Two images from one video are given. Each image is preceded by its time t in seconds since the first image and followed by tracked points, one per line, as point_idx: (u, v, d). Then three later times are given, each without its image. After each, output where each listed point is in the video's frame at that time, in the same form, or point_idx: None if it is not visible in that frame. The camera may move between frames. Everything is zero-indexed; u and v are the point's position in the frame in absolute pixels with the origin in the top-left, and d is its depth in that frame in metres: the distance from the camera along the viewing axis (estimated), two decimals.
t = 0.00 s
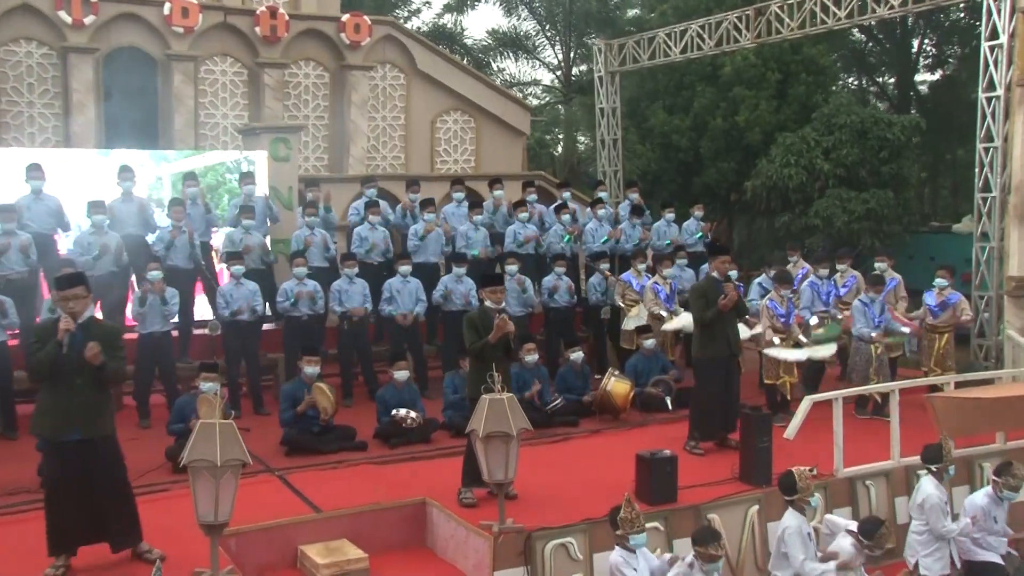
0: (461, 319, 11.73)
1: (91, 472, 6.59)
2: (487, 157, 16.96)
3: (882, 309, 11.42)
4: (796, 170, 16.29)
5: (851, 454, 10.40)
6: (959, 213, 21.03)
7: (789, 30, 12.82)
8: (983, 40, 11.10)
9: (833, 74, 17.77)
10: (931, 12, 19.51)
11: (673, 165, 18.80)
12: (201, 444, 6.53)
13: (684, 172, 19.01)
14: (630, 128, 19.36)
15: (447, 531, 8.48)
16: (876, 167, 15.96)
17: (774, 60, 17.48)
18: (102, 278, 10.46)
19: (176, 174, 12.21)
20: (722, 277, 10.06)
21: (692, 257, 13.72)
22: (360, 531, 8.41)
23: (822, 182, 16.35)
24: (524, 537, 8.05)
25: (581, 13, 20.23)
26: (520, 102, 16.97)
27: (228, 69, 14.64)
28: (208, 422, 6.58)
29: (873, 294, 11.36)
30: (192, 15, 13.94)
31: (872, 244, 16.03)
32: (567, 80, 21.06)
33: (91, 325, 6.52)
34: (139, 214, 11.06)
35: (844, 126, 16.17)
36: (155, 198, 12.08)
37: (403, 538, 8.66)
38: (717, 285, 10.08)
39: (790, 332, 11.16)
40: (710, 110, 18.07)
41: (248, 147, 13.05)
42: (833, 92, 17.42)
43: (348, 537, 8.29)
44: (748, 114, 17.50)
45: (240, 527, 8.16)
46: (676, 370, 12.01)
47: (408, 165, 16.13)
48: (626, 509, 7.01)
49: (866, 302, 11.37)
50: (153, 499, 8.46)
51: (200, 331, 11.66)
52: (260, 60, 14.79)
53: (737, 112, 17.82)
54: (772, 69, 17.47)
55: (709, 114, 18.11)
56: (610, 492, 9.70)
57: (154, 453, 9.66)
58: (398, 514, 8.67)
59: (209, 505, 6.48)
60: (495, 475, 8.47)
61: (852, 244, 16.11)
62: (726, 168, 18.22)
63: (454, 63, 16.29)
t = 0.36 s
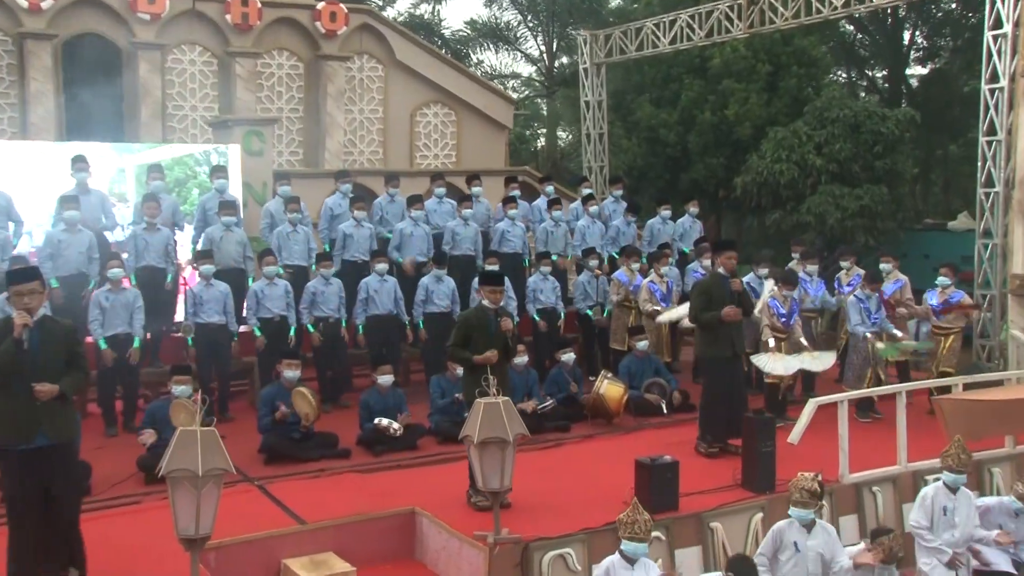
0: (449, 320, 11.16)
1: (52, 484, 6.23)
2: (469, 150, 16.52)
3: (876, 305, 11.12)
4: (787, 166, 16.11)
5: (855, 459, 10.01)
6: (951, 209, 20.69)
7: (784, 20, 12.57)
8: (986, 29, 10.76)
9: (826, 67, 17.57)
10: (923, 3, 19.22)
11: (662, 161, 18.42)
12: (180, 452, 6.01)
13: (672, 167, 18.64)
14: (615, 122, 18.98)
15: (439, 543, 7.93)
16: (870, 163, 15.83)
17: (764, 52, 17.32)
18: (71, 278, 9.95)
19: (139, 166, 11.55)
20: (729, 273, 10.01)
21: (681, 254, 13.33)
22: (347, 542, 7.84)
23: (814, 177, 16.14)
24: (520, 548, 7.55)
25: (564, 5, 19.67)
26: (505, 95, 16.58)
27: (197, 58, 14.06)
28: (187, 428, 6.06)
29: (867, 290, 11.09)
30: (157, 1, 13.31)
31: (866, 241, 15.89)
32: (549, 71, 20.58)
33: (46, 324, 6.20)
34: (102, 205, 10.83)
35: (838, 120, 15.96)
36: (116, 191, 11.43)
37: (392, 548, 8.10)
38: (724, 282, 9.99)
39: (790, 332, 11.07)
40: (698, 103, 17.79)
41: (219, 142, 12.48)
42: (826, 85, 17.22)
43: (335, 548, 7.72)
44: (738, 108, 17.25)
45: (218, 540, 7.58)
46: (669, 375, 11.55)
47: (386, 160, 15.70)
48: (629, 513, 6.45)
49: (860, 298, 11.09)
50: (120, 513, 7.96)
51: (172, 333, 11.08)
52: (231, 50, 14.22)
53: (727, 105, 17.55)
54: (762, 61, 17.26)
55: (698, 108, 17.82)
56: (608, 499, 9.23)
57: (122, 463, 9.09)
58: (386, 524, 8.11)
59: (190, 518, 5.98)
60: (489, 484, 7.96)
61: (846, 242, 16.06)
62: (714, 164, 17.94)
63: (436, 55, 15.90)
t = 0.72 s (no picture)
0: (433, 321, 10.66)
1: (10, 502, 5.68)
2: (447, 145, 16.04)
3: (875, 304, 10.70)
4: (777, 162, 15.98)
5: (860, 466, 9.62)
6: (940, 206, 20.34)
7: (774, 11, 12.46)
8: (985, 19, 10.48)
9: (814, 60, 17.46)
10: None
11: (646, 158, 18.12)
12: (158, 463, 5.54)
13: (657, 164, 18.45)
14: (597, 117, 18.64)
15: (430, 557, 7.38)
16: (861, 159, 15.66)
17: (753, 44, 17.16)
18: (30, 278, 9.29)
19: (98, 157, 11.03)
20: (725, 273, 9.63)
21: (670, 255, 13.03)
22: (333, 557, 7.30)
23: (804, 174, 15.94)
24: (516, 560, 7.06)
25: None
26: (484, 89, 16.10)
27: (163, 48, 13.49)
28: (167, 437, 5.60)
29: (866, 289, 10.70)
30: None
31: (859, 240, 15.74)
32: (531, 62, 19.90)
33: (9, 328, 5.69)
34: (64, 200, 10.17)
35: (828, 114, 15.85)
36: (73, 185, 10.86)
37: (379, 563, 7.56)
38: (721, 282, 9.57)
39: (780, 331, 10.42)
40: (684, 97, 17.56)
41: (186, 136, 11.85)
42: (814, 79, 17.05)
43: (319, 563, 7.18)
44: (725, 101, 17.06)
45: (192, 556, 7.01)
46: (660, 379, 11.16)
47: (361, 155, 15.14)
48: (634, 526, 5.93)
49: (859, 297, 10.69)
50: (85, 527, 7.40)
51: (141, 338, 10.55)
52: (197, 38, 13.62)
53: (713, 99, 17.34)
54: (751, 54, 17.13)
55: (683, 102, 17.61)
56: (603, 508, 8.78)
57: (86, 475, 8.49)
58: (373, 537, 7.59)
59: (168, 533, 5.50)
60: (483, 493, 7.43)
61: (837, 241, 15.85)
62: (701, 159, 17.71)
63: (414, 46, 15.40)
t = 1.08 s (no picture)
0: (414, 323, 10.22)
1: None
2: (421, 140, 15.53)
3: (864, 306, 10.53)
4: (763, 157, 15.85)
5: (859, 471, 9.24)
6: (926, 203, 20.19)
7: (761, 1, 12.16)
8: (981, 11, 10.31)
9: (798, 52, 17.26)
10: None
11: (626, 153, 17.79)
12: (132, 472, 5.04)
13: (638, 159, 18.14)
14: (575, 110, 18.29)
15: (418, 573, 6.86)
16: (849, 155, 15.56)
17: (737, 36, 16.91)
18: None
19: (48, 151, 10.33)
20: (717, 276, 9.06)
21: (653, 252, 12.64)
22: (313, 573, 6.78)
23: (791, 170, 15.87)
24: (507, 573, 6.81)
25: None
26: (460, 81, 15.58)
27: (124, 36, 12.86)
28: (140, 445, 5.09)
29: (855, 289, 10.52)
30: None
31: (848, 238, 15.66)
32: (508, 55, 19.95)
33: None
34: (22, 199, 9.54)
35: (815, 108, 15.72)
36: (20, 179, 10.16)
37: None
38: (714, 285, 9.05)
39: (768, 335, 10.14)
40: (666, 90, 17.28)
41: (149, 128, 11.17)
42: (799, 72, 16.93)
43: None
44: (709, 95, 16.86)
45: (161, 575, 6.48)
46: (649, 382, 10.77)
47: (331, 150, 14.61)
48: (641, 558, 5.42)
49: (847, 296, 10.51)
50: (44, 543, 6.88)
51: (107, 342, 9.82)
52: (158, 26, 13.03)
53: (697, 93, 17.11)
54: (734, 46, 16.91)
55: (666, 96, 17.33)
56: (596, 517, 8.37)
57: (44, 488, 7.91)
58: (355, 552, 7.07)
59: (141, 548, 5.03)
60: (472, 503, 6.91)
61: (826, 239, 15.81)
62: (685, 155, 17.46)
63: (386, 36, 14.87)
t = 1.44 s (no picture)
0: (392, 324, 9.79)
1: None
2: (391, 135, 14.97)
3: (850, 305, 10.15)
4: (744, 153, 15.60)
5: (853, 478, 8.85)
6: (909, 200, 20.04)
7: None
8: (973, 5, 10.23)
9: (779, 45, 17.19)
10: None
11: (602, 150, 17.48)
12: (100, 484, 4.54)
13: (613, 155, 17.77)
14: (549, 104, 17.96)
15: None
16: (832, 151, 15.46)
17: (716, 28, 16.72)
18: None
19: None
20: (694, 271, 8.73)
21: (635, 253, 12.52)
22: None
23: (772, 166, 15.72)
24: None
25: None
26: (433, 73, 15.00)
27: (75, 24, 12.28)
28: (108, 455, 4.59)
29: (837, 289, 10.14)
30: None
31: (831, 235, 15.58)
32: (479, 46, 19.51)
33: None
34: None
35: (797, 103, 15.55)
36: None
37: None
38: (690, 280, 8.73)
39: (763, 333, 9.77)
40: (644, 84, 16.96)
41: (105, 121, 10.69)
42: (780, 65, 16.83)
43: None
44: (688, 89, 16.63)
45: None
46: (632, 386, 10.39)
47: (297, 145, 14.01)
48: None
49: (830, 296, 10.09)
50: None
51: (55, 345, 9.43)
52: (113, 14, 12.44)
53: (676, 87, 16.86)
54: (714, 39, 16.70)
55: (644, 89, 17.02)
56: (582, 528, 7.88)
57: None
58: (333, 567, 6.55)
59: (110, 566, 4.54)
60: (459, 515, 6.27)
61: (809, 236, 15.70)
62: (663, 150, 17.20)
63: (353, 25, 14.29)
